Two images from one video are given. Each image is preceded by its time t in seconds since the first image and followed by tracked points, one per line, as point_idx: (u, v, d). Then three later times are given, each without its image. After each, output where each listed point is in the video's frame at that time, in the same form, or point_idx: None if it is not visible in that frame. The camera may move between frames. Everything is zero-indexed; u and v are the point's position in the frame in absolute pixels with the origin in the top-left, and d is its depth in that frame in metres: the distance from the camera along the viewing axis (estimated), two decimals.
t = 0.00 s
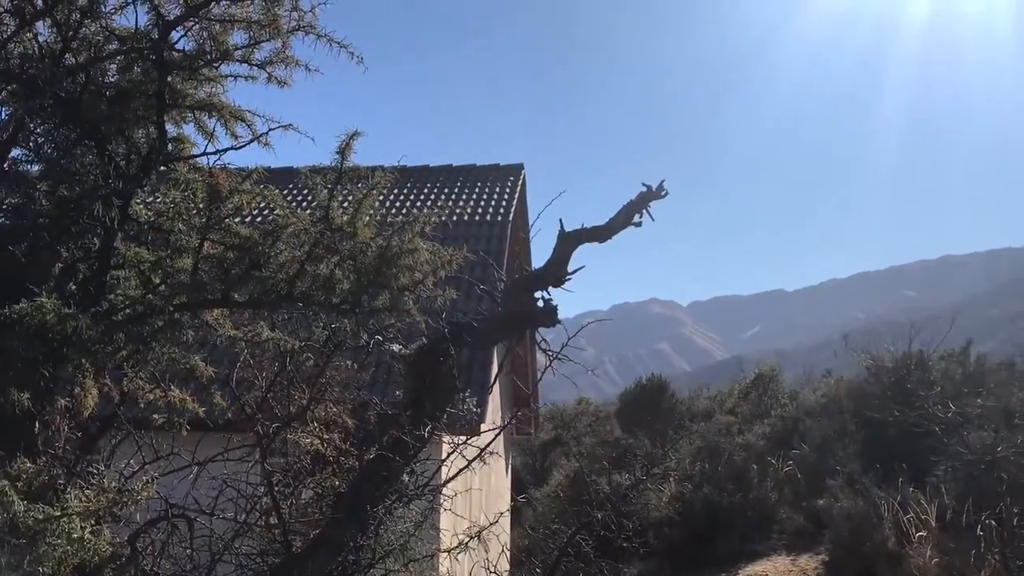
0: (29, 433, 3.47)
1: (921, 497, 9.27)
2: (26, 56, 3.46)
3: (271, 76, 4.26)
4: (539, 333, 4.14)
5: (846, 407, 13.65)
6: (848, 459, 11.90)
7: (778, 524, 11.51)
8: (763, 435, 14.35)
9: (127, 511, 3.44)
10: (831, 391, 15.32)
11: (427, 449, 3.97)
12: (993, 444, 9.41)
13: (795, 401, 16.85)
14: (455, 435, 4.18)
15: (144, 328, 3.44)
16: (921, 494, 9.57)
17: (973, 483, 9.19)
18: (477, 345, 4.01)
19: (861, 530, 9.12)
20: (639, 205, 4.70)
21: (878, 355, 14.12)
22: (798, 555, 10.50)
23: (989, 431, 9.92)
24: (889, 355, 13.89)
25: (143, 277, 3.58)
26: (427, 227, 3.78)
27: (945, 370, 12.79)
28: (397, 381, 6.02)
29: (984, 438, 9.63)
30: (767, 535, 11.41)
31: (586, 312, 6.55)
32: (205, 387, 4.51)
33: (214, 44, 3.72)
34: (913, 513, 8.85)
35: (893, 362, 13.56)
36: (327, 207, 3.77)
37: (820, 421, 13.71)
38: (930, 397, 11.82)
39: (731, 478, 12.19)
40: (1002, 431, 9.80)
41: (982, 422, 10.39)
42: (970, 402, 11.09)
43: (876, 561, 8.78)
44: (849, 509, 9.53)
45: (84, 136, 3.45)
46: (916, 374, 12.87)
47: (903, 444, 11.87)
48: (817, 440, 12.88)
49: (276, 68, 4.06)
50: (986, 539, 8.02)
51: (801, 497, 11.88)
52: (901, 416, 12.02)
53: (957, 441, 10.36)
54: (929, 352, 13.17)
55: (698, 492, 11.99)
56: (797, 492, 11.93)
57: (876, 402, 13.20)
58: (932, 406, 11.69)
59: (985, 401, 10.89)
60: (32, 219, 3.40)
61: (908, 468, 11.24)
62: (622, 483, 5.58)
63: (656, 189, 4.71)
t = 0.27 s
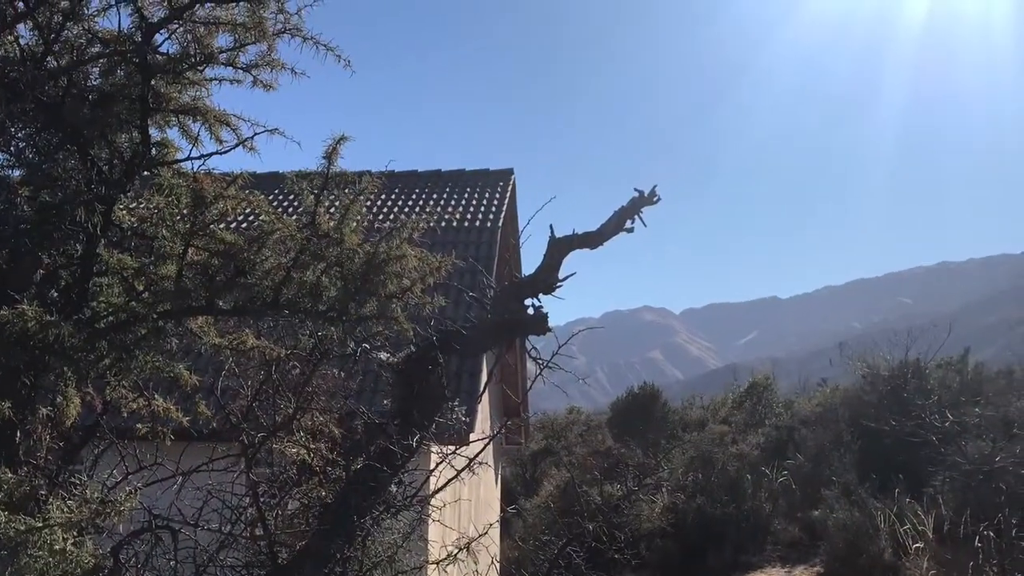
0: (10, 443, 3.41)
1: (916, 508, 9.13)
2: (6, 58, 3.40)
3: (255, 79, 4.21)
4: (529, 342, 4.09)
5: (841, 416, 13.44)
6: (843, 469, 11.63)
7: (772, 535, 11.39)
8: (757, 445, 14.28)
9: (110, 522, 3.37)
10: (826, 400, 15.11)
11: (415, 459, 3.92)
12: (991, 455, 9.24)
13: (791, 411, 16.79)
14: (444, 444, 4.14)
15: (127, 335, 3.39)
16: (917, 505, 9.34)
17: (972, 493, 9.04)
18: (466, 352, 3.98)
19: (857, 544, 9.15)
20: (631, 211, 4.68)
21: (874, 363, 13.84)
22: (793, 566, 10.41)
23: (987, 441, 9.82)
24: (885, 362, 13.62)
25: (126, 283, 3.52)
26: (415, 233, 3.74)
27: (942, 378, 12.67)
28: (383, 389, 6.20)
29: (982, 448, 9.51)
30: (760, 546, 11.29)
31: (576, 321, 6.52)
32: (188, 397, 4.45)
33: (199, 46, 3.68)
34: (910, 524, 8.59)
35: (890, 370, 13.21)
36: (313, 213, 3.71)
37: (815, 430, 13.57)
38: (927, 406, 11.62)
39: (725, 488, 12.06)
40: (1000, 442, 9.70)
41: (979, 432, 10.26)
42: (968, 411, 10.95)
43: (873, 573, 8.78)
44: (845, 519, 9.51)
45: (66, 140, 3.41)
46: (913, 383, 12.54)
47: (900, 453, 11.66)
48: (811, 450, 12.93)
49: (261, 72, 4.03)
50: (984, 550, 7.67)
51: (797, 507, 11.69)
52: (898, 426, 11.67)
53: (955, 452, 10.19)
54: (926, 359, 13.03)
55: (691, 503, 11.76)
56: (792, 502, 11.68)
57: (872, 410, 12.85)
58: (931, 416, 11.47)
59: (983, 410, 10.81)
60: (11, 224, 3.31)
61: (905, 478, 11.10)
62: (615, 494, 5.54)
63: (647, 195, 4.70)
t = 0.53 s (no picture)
0: None
1: (914, 518, 9.04)
2: None
3: (241, 83, 4.16)
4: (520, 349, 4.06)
5: (836, 425, 12.86)
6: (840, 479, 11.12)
7: (766, 547, 10.53)
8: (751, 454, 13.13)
9: (93, 533, 3.31)
10: (822, 409, 14.76)
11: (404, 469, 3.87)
12: (989, 464, 9.30)
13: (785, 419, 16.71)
14: (433, 454, 4.10)
15: (111, 344, 3.34)
16: (912, 515, 9.25)
17: (970, 504, 9.02)
18: (456, 360, 3.95)
19: (853, 555, 8.99)
20: (623, 217, 4.66)
21: (870, 371, 13.51)
22: None
23: (986, 451, 9.82)
24: (881, 371, 13.30)
25: (109, 290, 3.48)
26: (403, 239, 3.70)
27: (940, 388, 12.44)
28: (372, 399, 6.30)
29: (979, 458, 9.53)
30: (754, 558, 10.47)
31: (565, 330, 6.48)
32: (173, 407, 4.41)
33: (183, 49, 3.63)
34: (904, 535, 8.61)
35: (887, 379, 12.88)
36: (300, 218, 3.65)
37: (810, 440, 12.71)
38: (924, 414, 11.41)
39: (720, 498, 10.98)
40: (998, 451, 9.72)
41: (978, 441, 10.33)
42: (966, 419, 11.08)
43: None
44: (840, 530, 9.30)
45: (47, 145, 3.35)
46: (909, 393, 12.24)
47: (897, 463, 11.38)
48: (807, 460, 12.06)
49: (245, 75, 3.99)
50: (982, 563, 7.80)
51: (791, 518, 10.92)
52: (894, 435, 11.44)
53: (954, 462, 10.19)
54: (924, 369, 12.76)
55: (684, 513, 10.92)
56: (786, 512, 10.96)
57: (869, 420, 12.47)
58: (927, 424, 11.30)
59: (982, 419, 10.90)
60: None
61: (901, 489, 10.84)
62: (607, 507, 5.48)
63: (640, 200, 4.69)
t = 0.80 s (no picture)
0: None
1: (913, 529, 8.91)
2: None
3: (226, 86, 4.12)
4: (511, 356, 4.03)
5: (832, 434, 12.45)
6: (835, 490, 10.79)
7: (761, 559, 9.88)
8: (744, 465, 12.64)
9: (77, 545, 3.25)
10: (817, 417, 14.45)
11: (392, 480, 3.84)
12: (988, 475, 9.24)
13: (780, 428, 16.62)
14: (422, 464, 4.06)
15: (94, 351, 3.29)
16: (910, 526, 9.10)
17: (968, 514, 8.94)
18: (444, 368, 3.93)
19: (851, 568, 8.63)
20: (614, 223, 4.64)
21: (866, 380, 13.30)
22: None
23: (983, 460, 9.67)
24: (878, 380, 13.09)
25: (93, 297, 3.43)
26: (392, 245, 3.66)
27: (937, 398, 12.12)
28: (359, 408, 6.30)
29: (977, 468, 9.45)
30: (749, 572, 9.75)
31: (555, 338, 6.44)
32: (158, 416, 4.34)
33: (168, 51, 3.59)
34: (902, 546, 8.49)
35: (883, 388, 12.62)
36: (286, 224, 3.58)
37: (806, 449, 12.15)
38: (920, 424, 11.23)
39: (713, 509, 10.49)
40: (996, 461, 9.60)
41: (977, 451, 10.23)
42: (963, 430, 10.86)
43: None
44: (835, 541, 8.98)
45: (30, 150, 3.33)
46: (907, 401, 11.96)
47: (893, 472, 11.08)
48: (801, 470, 11.55)
49: (231, 78, 3.97)
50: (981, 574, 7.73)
51: (785, 530, 10.46)
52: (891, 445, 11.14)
53: (951, 472, 10.06)
54: (920, 378, 12.51)
55: (677, 524, 10.43)
56: (780, 523, 10.50)
57: (864, 429, 12.13)
58: (924, 434, 11.13)
59: (980, 430, 10.70)
60: None
61: (899, 499, 10.49)
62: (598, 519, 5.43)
63: (632, 206, 4.67)
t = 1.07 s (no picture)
0: None
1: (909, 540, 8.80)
2: None
3: (211, 90, 4.08)
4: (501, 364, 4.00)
5: (828, 444, 12.29)
6: (831, 499, 10.54)
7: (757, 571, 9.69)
8: (739, 474, 12.54)
9: (59, 556, 3.18)
10: (812, 426, 14.37)
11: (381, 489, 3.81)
12: (985, 484, 9.12)
13: (775, 438, 16.55)
14: (411, 473, 4.03)
15: (77, 359, 3.27)
16: (907, 536, 9.00)
17: (965, 525, 8.83)
18: (433, 376, 3.87)
19: None
20: (606, 229, 4.61)
21: (863, 389, 12.93)
22: None
23: (981, 470, 9.55)
24: (875, 389, 12.72)
25: (75, 304, 3.40)
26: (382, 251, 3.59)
27: (934, 406, 11.83)
28: (346, 416, 6.32)
29: (975, 477, 9.37)
30: None
31: (546, 346, 6.40)
32: (141, 424, 4.29)
33: (152, 55, 3.53)
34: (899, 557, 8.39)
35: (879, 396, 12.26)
36: (273, 230, 3.52)
37: (801, 460, 12.11)
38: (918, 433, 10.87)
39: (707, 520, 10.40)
40: (994, 471, 9.45)
41: (974, 460, 9.95)
42: (961, 439, 10.45)
43: None
44: (831, 552, 9.10)
45: (13, 154, 3.26)
46: (903, 409, 11.64)
47: (890, 481, 10.86)
48: (797, 480, 11.50)
49: (216, 82, 3.94)
50: None
51: (780, 539, 10.21)
52: (887, 454, 10.90)
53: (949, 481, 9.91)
54: (916, 387, 12.14)
55: (670, 535, 10.36)
56: (775, 533, 10.24)
57: (860, 438, 11.86)
58: (921, 443, 10.76)
59: (978, 438, 10.31)
60: None
61: (894, 509, 10.33)
62: (590, 530, 5.38)
63: (624, 211, 4.65)
